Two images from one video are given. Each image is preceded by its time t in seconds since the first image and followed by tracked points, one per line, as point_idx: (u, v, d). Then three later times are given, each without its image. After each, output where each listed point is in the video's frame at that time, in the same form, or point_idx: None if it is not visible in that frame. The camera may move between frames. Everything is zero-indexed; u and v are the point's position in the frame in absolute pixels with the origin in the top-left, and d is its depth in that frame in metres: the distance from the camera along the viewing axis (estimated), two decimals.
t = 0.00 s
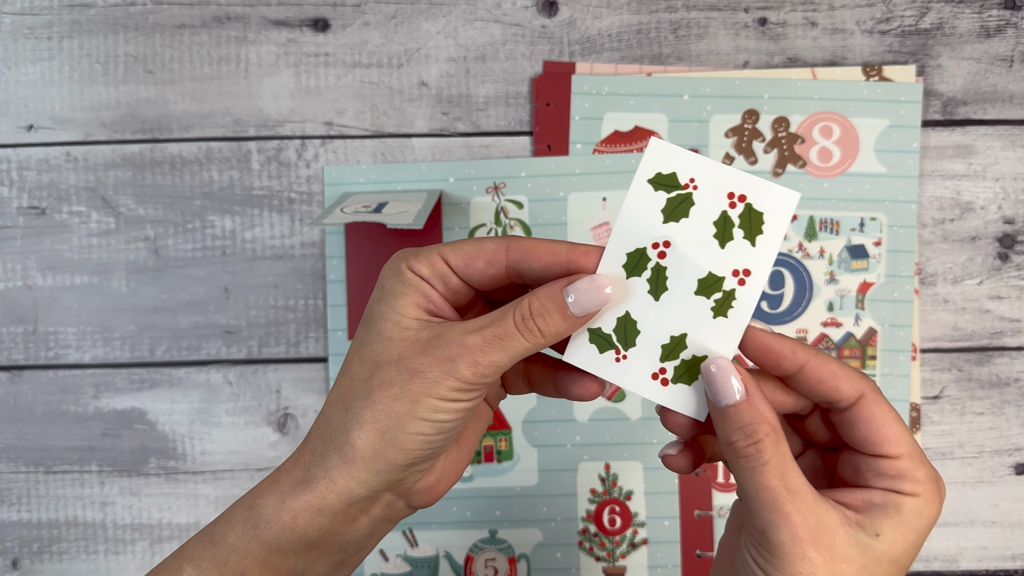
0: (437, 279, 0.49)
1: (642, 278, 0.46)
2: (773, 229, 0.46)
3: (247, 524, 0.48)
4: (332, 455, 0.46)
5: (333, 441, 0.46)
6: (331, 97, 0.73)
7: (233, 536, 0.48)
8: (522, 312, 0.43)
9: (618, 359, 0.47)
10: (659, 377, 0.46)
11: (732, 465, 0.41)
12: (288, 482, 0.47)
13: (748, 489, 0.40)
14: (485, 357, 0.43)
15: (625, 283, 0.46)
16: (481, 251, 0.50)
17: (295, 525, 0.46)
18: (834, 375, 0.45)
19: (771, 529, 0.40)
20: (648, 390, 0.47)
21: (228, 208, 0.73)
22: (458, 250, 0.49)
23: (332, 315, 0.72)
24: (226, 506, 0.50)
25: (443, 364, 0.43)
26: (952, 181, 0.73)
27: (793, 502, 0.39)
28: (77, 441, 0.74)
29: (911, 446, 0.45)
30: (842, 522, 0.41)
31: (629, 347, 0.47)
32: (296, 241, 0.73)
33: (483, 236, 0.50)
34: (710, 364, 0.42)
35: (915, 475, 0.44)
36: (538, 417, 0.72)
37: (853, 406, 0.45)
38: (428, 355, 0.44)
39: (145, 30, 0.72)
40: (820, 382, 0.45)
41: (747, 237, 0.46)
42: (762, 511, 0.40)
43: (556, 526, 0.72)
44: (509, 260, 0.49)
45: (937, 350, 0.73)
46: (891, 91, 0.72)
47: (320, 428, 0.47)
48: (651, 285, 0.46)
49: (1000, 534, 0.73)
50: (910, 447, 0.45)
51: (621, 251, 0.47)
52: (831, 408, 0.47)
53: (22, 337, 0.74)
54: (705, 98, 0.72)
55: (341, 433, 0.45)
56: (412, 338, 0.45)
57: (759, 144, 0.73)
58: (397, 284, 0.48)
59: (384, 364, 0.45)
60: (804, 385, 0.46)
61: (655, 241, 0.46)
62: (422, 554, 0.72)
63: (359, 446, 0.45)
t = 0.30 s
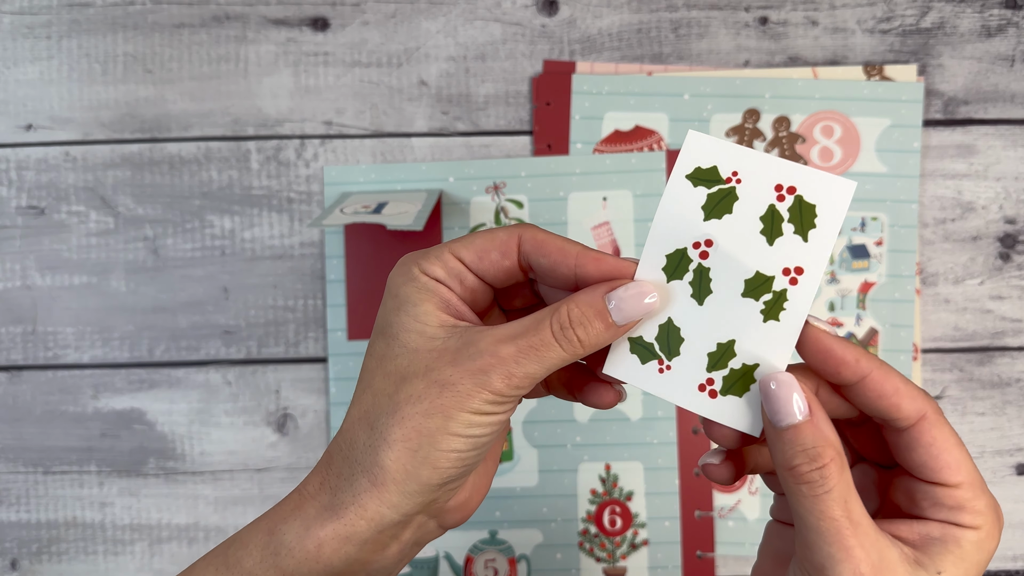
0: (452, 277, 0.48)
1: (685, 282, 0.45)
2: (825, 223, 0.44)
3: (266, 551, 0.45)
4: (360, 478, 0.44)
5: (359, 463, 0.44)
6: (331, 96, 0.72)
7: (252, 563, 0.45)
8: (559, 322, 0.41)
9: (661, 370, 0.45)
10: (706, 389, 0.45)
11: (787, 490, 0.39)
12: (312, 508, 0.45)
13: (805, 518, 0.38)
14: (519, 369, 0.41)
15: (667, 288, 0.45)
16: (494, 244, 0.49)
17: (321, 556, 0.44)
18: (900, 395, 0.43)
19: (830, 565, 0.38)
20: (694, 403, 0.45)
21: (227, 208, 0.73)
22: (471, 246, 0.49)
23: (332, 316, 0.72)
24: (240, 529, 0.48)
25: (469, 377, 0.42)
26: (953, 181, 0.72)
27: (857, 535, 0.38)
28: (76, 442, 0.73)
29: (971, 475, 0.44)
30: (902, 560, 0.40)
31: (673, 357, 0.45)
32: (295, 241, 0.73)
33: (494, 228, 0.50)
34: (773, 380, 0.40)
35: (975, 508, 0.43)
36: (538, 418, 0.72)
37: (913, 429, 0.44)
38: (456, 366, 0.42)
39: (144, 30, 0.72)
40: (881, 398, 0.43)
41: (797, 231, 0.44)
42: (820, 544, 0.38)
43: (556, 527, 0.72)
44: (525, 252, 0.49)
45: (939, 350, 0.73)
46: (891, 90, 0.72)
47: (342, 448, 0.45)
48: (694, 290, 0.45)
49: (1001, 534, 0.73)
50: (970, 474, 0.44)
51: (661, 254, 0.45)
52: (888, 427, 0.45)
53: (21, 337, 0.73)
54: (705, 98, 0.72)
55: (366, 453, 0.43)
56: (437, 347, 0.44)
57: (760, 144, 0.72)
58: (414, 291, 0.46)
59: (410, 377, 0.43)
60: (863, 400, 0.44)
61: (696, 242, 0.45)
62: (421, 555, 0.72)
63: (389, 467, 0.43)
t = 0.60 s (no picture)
0: (475, 250, 0.45)
1: (688, 267, 0.45)
2: (828, 192, 0.43)
3: (260, 552, 0.45)
4: (366, 481, 0.42)
5: (366, 467, 0.42)
6: (330, 96, 0.72)
7: (241, 565, 0.45)
8: (587, 313, 0.38)
9: (669, 357, 0.46)
10: (719, 373, 0.45)
11: (793, 465, 0.39)
12: (310, 510, 0.44)
13: (809, 494, 0.38)
14: (543, 367, 0.37)
15: (671, 274, 0.45)
16: (511, 195, 0.48)
17: (321, 554, 0.43)
18: (904, 380, 0.42)
19: (833, 542, 0.38)
20: (708, 386, 0.45)
21: (226, 208, 0.73)
22: (487, 201, 0.47)
23: (331, 316, 0.72)
24: (231, 528, 0.47)
25: (489, 381, 0.38)
26: (954, 181, 0.72)
27: (861, 513, 0.37)
28: (75, 442, 0.73)
29: (979, 463, 0.43)
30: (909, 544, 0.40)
31: (682, 342, 0.45)
32: (295, 241, 0.73)
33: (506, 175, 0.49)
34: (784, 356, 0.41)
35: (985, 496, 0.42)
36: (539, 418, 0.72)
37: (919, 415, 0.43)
38: (471, 368, 0.38)
39: (143, 29, 0.72)
40: (886, 382, 0.43)
41: (801, 204, 0.44)
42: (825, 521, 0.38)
43: (556, 528, 0.72)
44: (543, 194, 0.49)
45: (940, 350, 0.73)
46: (891, 90, 0.72)
47: (350, 447, 0.43)
48: (699, 274, 0.45)
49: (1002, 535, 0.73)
50: (979, 463, 0.43)
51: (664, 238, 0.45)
52: (893, 413, 0.44)
53: (20, 337, 0.73)
54: (706, 97, 0.72)
55: (376, 457, 0.41)
56: (450, 346, 0.40)
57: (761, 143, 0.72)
58: (432, 277, 0.42)
59: (423, 378, 0.40)
60: (867, 385, 0.44)
61: (699, 223, 0.45)
62: (420, 556, 0.72)
63: (393, 478, 0.41)
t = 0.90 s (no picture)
0: (511, 175, 0.47)
1: (670, 260, 0.45)
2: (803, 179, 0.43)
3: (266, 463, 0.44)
4: (377, 392, 0.41)
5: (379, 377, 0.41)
6: (330, 96, 0.72)
7: (247, 476, 0.44)
8: (613, 232, 0.39)
9: (657, 347, 0.46)
10: (707, 359, 0.45)
11: (773, 443, 0.40)
12: (320, 419, 0.43)
13: (789, 469, 0.39)
14: (567, 278, 0.38)
15: (652, 270, 0.45)
16: (558, 132, 0.49)
17: (326, 471, 0.42)
18: (886, 360, 0.43)
19: (814, 514, 0.38)
20: (694, 372, 0.46)
21: (225, 208, 0.73)
22: (534, 137, 0.48)
23: (331, 316, 0.72)
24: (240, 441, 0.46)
25: (510, 288, 0.39)
26: (955, 181, 0.72)
27: (840, 487, 0.38)
28: (74, 442, 0.73)
29: (970, 442, 0.42)
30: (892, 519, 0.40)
31: (668, 332, 0.46)
32: (294, 241, 0.73)
33: (557, 113, 0.49)
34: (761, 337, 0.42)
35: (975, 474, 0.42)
36: (539, 418, 0.72)
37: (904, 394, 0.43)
38: (496, 276, 0.39)
39: (143, 29, 0.72)
40: (868, 362, 0.43)
41: (776, 193, 0.44)
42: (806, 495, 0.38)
43: (555, 528, 0.71)
44: (589, 139, 0.50)
45: (940, 350, 0.73)
46: (892, 91, 0.72)
47: (363, 361, 0.43)
48: (681, 267, 0.45)
49: (1002, 535, 0.73)
50: (969, 443, 0.42)
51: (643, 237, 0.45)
52: (879, 393, 0.44)
53: (20, 337, 0.73)
54: (707, 97, 0.71)
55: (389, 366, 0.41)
56: (475, 258, 0.41)
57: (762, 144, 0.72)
58: (468, 195, 0.44)
59: (446, 288, 0.41)
60: (851, 364, 0.44)
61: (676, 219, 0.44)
62: (420, 556, 0.72)
63: (408, 383, 0.40)
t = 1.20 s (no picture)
0: (486, 147, 0.47)
1: (665, 230, 0.45)
2: (775, 121, 0.42)
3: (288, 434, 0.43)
4: (395, 357, 0.42)
5: (395, 343, 0.42)
6: (330, 95, 0.72)
7: (269, 448, 0.43)
8: (604, 196, 0.41)
9: (669, 321, 0.46)
10: (721, 322, 0.45)
11: (786, 413, 0.38)
12: (341, 394, 0.43)
13: (804, 438, 0.38)
14: (571, 242, 0.40)
15: (647, 243, 0.45)
16: (530, 108, 0.49)
17: (349, 440, 0.42)
18: (876, 318, 0.45)
19: (834, 486, 0.37)
20: (710, 338, 0.45)
21: (225, 207, 0.73)
22: (506, 112, 0.49)
23: (331, 316, 0.72)
24: (254, 417, 0.46)
25: (524, 252, 0.40)
26: (955, 181, 0.72)
27: (858, 455, 0.37)
28: (74, 442, 0.73)
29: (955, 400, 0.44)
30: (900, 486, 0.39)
31: (676, 303, 0.45)
32: (294, 241, 0.73)
33: (527, 92, 0.50)
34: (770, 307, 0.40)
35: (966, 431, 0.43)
36: (538, 417, 0.72)
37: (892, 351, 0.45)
38: (506, 241, 0.41)
39: (142, 28, 0.72)
40: (861, 321, 0.46)
41: (751, 142, 0.42)
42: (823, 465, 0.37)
43: (556, 528, 0.71)
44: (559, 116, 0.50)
45: (941, 350, 0.72)
46: (892, 91, 0.72)
47: (371, 330, 0.43)
48: (676, 234, 0.45)
49: (1003, 535, 0.73)
50: (956, 401, 0.44)
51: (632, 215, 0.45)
52: (872, 354, 0.47)
53: (19, 337, 0.73)
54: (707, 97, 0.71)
55: (405, 332, 0.42)
56: (478, 225, 0.42)
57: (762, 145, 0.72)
58: (453, 165, 0.45)
59: (455, 255, 0.42)
60: (845, 324, 0.47)
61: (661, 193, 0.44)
62: (420, 556, 0.72)
63: (426, 350, 0.41)
